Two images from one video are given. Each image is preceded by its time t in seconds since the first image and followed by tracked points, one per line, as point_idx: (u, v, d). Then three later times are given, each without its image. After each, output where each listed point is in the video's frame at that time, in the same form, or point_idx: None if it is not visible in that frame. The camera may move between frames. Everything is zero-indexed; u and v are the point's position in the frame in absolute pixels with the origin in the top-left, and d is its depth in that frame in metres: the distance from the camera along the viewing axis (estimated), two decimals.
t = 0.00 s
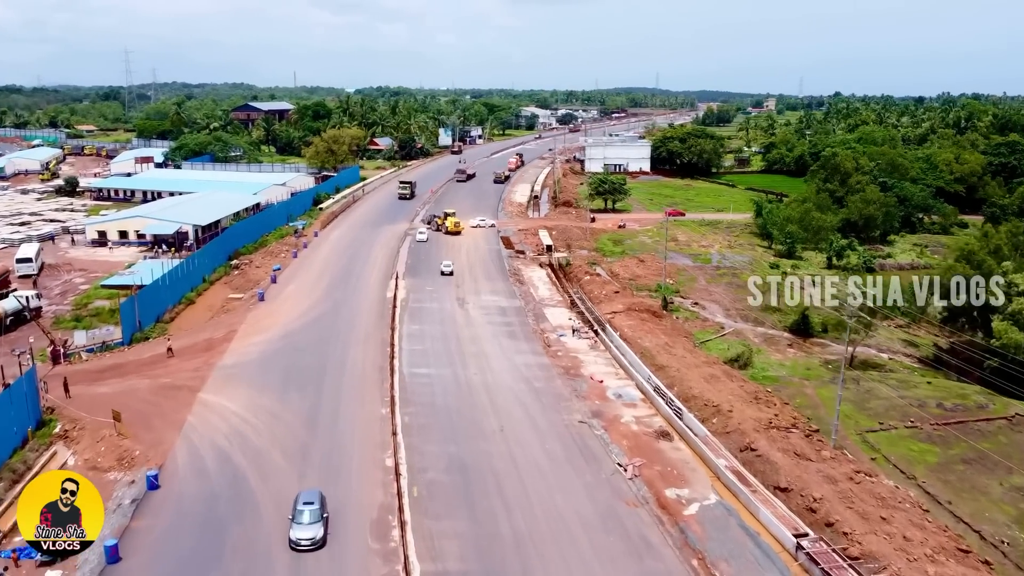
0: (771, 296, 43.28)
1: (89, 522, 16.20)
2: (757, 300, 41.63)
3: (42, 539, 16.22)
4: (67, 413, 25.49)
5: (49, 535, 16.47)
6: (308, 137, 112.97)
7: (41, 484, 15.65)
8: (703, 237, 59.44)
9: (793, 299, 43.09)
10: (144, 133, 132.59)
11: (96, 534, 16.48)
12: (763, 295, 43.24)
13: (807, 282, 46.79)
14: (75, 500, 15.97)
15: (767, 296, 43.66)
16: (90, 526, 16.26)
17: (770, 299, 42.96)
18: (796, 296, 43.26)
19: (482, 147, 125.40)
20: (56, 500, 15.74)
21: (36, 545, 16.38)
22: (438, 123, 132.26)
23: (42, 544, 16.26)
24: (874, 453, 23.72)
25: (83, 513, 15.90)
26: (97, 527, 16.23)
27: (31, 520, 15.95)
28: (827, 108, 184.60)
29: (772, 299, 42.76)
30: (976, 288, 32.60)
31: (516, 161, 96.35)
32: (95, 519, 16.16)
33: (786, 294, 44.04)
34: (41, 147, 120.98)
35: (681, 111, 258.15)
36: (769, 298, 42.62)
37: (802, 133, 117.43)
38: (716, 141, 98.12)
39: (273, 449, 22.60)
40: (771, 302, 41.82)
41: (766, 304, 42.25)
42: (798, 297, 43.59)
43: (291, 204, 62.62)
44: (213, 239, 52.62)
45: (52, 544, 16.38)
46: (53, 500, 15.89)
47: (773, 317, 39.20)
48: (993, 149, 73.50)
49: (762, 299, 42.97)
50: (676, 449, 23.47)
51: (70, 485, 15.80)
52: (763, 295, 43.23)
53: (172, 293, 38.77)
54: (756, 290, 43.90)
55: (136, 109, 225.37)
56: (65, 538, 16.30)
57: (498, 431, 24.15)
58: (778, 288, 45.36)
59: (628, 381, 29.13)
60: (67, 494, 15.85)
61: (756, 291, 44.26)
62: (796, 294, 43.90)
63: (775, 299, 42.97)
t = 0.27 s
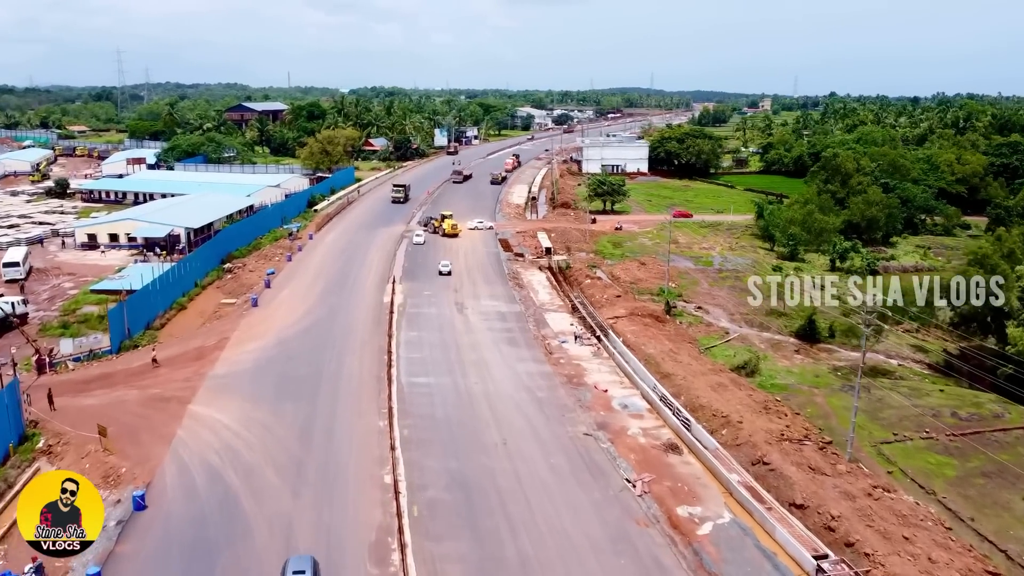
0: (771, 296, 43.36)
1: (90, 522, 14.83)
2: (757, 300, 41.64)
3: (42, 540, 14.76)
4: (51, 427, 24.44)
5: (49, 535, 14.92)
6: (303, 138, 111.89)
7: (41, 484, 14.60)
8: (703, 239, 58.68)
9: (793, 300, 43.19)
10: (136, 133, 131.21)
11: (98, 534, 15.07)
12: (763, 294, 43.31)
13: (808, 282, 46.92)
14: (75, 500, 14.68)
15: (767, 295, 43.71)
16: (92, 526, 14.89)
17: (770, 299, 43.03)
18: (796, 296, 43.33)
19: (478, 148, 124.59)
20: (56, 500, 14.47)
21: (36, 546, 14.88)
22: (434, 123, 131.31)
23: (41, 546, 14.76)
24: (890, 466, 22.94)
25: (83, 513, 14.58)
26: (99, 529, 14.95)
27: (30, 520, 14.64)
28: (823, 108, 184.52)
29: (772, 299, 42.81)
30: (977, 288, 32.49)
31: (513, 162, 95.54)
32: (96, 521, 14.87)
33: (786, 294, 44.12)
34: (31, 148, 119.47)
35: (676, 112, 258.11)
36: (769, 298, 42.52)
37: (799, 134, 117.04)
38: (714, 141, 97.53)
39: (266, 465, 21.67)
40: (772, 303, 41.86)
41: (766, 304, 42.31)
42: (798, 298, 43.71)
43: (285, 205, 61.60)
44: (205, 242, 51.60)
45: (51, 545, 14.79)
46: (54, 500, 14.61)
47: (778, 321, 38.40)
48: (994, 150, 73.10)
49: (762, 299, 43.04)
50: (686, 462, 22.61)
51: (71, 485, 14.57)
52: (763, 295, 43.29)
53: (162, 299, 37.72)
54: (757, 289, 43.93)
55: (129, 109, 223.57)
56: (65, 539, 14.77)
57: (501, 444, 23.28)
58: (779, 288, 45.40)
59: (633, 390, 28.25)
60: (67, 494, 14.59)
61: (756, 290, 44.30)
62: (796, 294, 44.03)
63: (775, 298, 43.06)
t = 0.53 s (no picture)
0: (771, 297, 43.31)
1: (90, 522, 15.12)
2: (757, 300, 41.54)
3: (42, 540, 14.86)
4: (34, 442, 23.43)
5: (48, 535, 15.04)
6: (297, 138, 110.79)
7: (41, 483, 14.72)
8: (704, 241, 57.86)
9: (793, 300, 43.11)
10: (128, 134, 129.83)
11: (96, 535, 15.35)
12: (763, 295, 43.22)
13: (807, 284, 46.93)
14: (76, 500, 14.89)
15: (767, 296, 43.62)
16: (92, 526, 15.19)
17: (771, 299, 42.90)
18: (797, 296, 43.28)
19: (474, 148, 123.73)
20: (56, 500, 14.65)
21: (35, 546, 14.99)
22: (429, 123, 130.33)
23: (41, 545, 14.86)
24: (909, 480, 22.12)
25: (85, 513, 14.88)
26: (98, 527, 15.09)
27: (30, 521, 14.73)
28: (819, 108, 184.25)
29: (772, 298, 42.71)
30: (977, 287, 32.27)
31: (510, 163, 94.69)
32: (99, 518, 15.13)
33: (786, 295, 44.05)
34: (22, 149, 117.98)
35: (672, 112, 257.93)
36: (769, 298, 42.53)
37: (797, 134, 116.52)
38: (713, 142, 96.86)
39: (260, 483, 20.68)
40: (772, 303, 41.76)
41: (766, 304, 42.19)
42: (798, 299, 43.64)
43: (279, 208, 60.57)
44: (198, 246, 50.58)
45: (51, 545, 14.94)
46: (54, 501, 14.76)
47: (785, 326, 37.56)
48: (997, 150, 72.60)
49: (762, 300, 42.93)
50: (698, 477, 21.74)
51: (71, 485, 14.72)
52: (763, 295, 43.20)
53: (152, 305, 36.69)
54: (757, 290, 43.81)
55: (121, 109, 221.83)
56: (65, 539, 14.93)
57: (504, 459, 22.37)
58: (779, 288, 45.33)
59: (639, 400, 27.35)
60: (67, 494, 14.77)
61: (756, 290, 44.21)
62: (796, 295, 43.98)
63: (775, 299, 42.97)
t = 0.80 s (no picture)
0: (771, 297, 43.13)
1: (90, 522, 15.34)
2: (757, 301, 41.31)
3: (41, 540, 15.12)
4: (17, 458, 22.41)
5: (48, 535, 15.36)
6: (292, 139, 109.68)
7: (41, 484, 15.01)
8: (705, 243, 57.04)
9: (793, 300, 42.88)
10: (121, 135, 128.48)
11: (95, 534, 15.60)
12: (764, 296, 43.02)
13: (808, 284, 46.80)
14: (76, 500, 15.14)
15: (768, 296, 43.36)
16: (91, 526, 15.40)
17: (770, 299, 42.69)
18: (797, 296, 43.09)
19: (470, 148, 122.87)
20: (56, 500, 14.91)
21: (35, 546, 15.31)
22: (425, 124, 129.36)
23: (41, 545, 15.18)
24: (930, 496, 21.29)
25: (84, 513, 15.09)
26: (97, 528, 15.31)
27: (30, 520, 15.00)
28: (815, 108, 183.99)
29: (772, 299, 42.48)
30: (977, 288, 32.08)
31: (507, 164, 93.81)
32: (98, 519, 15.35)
33: (787, 294, 43.83)
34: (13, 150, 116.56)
35: (668, 112, 257.65)
36: (768, 298, 42.50)
37: (795, 135, 115.99)
38: (712, 143, 96.17)
39: (253, 503, 19.73)
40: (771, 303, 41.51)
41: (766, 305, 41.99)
42: (798, 299, 43.36)
43: (273, 209, 59.52)
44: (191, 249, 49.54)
45: (51, 545, 15.27)
46: (54, 500, 15.01)
47: (791, 331, 36.71)
48: (999, 151, 72.13)
49: (762, 300, 42.73)
50: (711, 494, 20.87)
51: (71, 485, 15.02)
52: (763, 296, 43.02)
53: (142, 312, 35.63)
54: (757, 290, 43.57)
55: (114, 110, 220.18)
56: (65, 539, 15.22)
57: (509, 475, 21.45)
58: (779, 288, 45.14)
59: (646, 411, 26.44)
60: (67, 494, 15.04)
61: (755, 291, 43.98)
62: (797, 295, 43.72)
63: (775, 299, 42.76)
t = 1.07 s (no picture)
0: (770, 297, 42.94)
1: (89, 522, 15.57)
2: (756, 302, 41.10)
3: (42, 540, 15.45)
4: None
5: (48, 535, 15.68)
6: (286, 140, 108.57)
7: (43, 483, 15.35)
8: (707, 246, 56.25)
9: (793, 300, 42.60)
10: (113, 136, 127.10)
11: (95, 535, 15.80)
12: (764, 296, 42.85)
13: (807, 284, 46.58)
14: (75, 500, 15.43)
15: (767, 296, 43.13)
16: (91, 526, 15.60)
17: (770, 300, 42.50)
18: (797, 296, 42.88)
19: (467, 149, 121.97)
20: (56, 500, 15.19)
21: (36, 545, 15.64)
22: (421, 124, 128.38)
23: (41, 545, 15.48)
24: (953, 513, 20.47)
25: (84, 512, 15.34)
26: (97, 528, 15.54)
27: (31, 520, 15.41)
28: (812, 108, 183.71)
29: (772, 300, 42.27)
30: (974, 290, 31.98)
31: (504, 164, 92.92)
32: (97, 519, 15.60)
33: (786, 294, 43.66)
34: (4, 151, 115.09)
35: (664, 112, 257.34)
36: (769, 299, 42.37)
37: (793, 135, 115.44)
38: (711, 143, 95.47)
39: (247, 525, 18.80)
40: (771, 304, 41.32)
41: (765, 305, 41.75)
42: (798, 298, 43.06)
43: (267, 211, 58.44)
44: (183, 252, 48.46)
45: (51, 544, 15.56)
46: (54, 500, 15.31)
47: (799, 336, 35.90)
48: (1000, 151, 71.65)
49: (762, 300, 42.58)
50: (726, 511, 20.00)
51: (70, 485, 15.28)
52: (763, 296, 42.90)
53: (133, 318, 34.61)
54: (757, 291, 43.43)
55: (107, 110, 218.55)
56: (65, 539, 15.50)
57: (516, 493, 20.56)
58: (779, 288, 44.94)
59: (654, 422, 25.56)
60: (67, 494, 15.31)
61: (755, 291, 43.79)
62: (797, 295, 43.47)
63: (775, 300, 42.55)
